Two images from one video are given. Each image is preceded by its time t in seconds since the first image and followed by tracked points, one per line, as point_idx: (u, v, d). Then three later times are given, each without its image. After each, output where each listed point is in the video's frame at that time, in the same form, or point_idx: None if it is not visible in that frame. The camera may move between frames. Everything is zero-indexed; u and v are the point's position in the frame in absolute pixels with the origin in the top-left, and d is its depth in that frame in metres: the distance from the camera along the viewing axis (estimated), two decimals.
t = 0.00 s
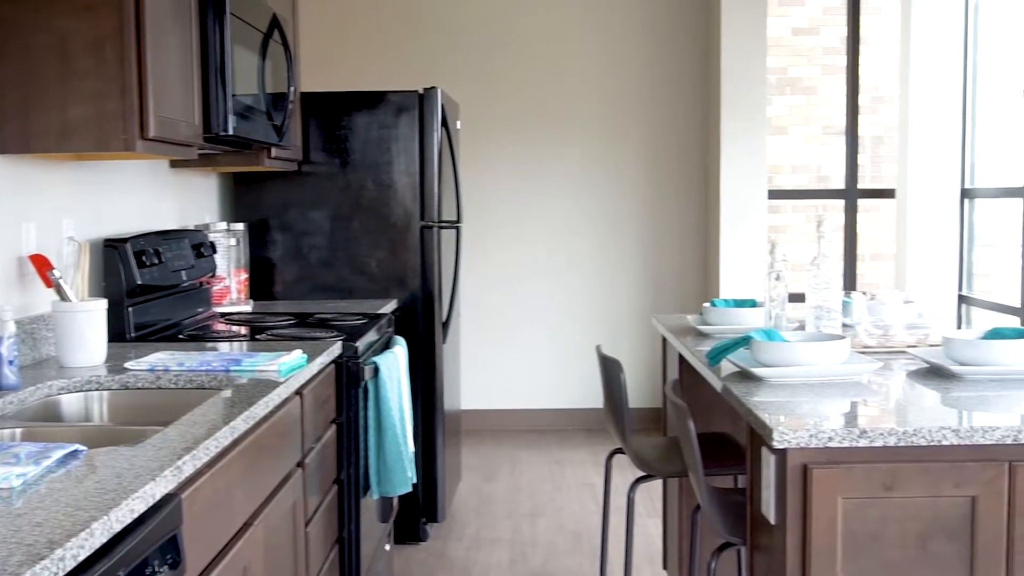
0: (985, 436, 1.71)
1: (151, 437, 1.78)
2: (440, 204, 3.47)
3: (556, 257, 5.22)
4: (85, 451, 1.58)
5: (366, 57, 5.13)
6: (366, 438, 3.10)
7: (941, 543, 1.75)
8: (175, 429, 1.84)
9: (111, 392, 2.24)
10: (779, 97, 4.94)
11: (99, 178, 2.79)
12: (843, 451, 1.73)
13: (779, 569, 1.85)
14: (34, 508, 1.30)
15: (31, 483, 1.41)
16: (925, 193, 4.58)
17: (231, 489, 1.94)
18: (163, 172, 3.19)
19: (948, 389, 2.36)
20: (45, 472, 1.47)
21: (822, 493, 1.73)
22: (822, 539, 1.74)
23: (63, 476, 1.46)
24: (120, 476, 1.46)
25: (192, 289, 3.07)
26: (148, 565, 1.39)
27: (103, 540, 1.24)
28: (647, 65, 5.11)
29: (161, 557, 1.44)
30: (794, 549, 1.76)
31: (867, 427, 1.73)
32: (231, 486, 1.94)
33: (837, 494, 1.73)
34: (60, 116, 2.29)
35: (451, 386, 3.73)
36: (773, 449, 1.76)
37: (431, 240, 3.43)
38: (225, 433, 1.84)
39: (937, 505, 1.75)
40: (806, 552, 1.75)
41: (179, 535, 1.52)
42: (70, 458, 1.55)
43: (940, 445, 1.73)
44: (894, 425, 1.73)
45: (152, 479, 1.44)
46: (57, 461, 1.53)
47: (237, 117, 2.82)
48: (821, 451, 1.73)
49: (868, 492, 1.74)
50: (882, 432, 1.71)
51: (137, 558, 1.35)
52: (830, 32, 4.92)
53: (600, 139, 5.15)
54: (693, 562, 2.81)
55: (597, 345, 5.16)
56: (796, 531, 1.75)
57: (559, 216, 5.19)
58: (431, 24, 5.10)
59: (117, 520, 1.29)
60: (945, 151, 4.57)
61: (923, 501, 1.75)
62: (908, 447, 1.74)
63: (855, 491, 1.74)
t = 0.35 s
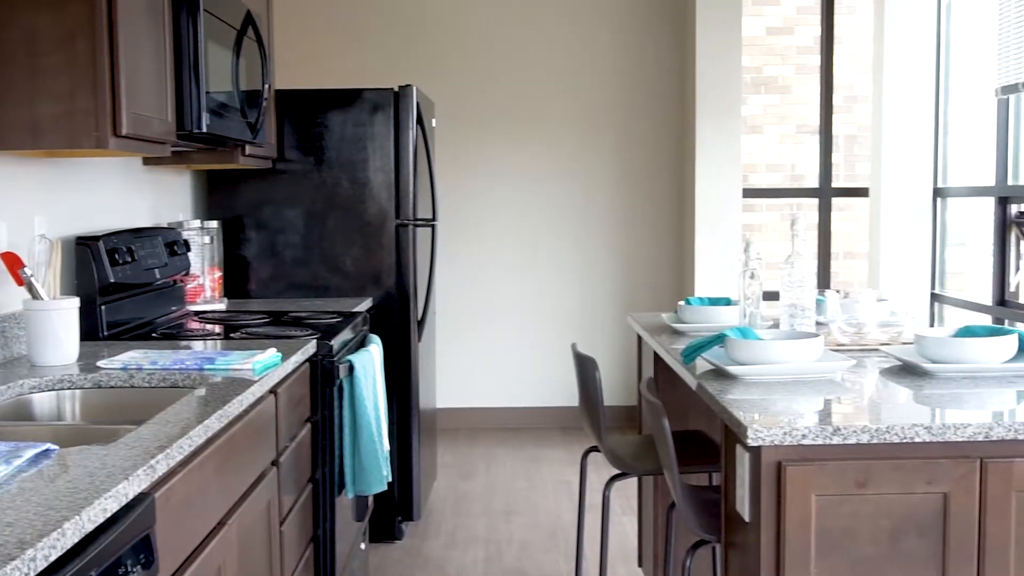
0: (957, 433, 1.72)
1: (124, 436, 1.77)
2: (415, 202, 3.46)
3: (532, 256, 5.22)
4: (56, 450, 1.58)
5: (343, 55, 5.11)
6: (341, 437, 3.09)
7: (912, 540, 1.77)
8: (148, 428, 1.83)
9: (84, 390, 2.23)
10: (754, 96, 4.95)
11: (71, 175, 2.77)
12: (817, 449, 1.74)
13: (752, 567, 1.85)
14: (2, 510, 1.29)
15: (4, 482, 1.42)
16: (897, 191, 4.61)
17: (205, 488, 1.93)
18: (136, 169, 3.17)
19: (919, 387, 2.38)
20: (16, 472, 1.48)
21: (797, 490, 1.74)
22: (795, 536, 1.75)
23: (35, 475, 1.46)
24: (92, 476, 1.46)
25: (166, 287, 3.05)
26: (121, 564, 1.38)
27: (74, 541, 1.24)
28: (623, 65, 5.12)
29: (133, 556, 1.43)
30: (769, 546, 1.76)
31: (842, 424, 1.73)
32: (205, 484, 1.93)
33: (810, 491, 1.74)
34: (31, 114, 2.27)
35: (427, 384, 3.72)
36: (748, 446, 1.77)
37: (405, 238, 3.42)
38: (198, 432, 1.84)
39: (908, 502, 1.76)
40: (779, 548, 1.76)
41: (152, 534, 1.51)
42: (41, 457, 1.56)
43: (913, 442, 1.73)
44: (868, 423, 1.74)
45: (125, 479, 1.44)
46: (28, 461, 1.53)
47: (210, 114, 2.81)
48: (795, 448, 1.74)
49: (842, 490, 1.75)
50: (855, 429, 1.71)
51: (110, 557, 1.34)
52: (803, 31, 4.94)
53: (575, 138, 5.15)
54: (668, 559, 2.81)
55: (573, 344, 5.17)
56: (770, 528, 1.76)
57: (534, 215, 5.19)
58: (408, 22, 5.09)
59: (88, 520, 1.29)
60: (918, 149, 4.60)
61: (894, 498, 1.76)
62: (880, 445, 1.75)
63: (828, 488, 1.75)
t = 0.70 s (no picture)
0: (925, 430, 1.74)
1: (92, 435, 1.76)
2: (386, 200, 3.45)
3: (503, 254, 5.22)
4: (23, 450, 1.59)
5: (316, 53, 5.08)
6: (312, 435, 3.07)
7: (881, 536, 1.78)
8: (117, 427, 1.82)
9: (51, 390, 2.21)
10: (725, 95, 4.98)
11: (38, 173, 2.74)
12: (786, 446, 1.75)
13: (722, 563, 1.85)
14: None
15: None
16: (866, 189, 4.64)
17: (174, 487, 1.92)
18: (104, 167, 3.14)
19: (888, 383, 2.39)
20: None
21: (767, 487, 1.74)
22: (765, 532, 1.75)
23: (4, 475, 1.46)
24: (60, 475, 1.45)
25: (135, 286, 3.02)
26: (90, 564, 1.38)
27: (41, 541, 1.23)
28: (594, 66, 5.13)
29: (101, 557, 1.42)
30: (739, 541, 1.77)
31: (811, 421, 1.74)
32: (174, 484, 1.92)
33: (780, 487, 1.74)
34: None
35: (398, 383, 3.72)
36: (717, 444, 1.77)
37: (377, 236, 3.42)
38: (167, 431, 1.83)
39: (877, 498, 1.77)
40: (750, 544, 1.76)
41: (120, 534, 1.51)
42: (8, 457, 1.56)
43: (880, 438, 1.75)
44: (836, 419, 1.75)
45: (93, 478, 1.44)
46: None
47: (180, 112, 2.79)
48: (764, 445, 1.74)
49: (810, 486, 1.76)
50: (824, 426, 1.72)
51: (79, 557, 1.34)
52: (774, 31, 4.97)
53: (545, 138, 5.15)
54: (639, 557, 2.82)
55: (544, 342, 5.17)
56: (740, 525, 1.76)
57: (506, 215, 5.19)
58: (382, 21, 5.07)
59: (56, 520, 1.28)
60: (886, 147, 4.63)
61: (863, 493, 1.77)
62: (849, 442, 1.76)
63: (798, 485, 1.75)
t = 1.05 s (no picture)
0: (895, 425, 1.75)
1: (63, 437, 1.75)
2: (357, 199, 3.44)
3: (475, 254, 5.22)
4: None
5: (290, 52, 5.05)
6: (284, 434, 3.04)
7: (853, 531, 1.79)
8: (86, 428, 1.81)
9: (20, 391, 2.19)
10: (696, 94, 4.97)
11: (7, 171, 2.71)
12: (758, 442, 1.76)
13: (694, 560, 1.86)
14: None
15: None
16: (836, 187, 4.67)
17: (144, 489, 1.91)
18: (74, 166, 3.12)
19: (859, 380, 2.41)
20: None
21: (739, 483, 1.74)
22: (737, 528, 1.75)
23: None
24: (29, 477, 1.44)
25: (105, 286, 3.00)
26: (59, 566, 1.37)
27: (11, 543, 1.23)
28: (566, 67, 5.13)
29: (71, 559, 1.42)
30: (712, 538, 1.76)
31: (783, 417, 1.76)
32: (145, 485, 1.91)
33: (752, 483, 1.75)
34: None
35: (371, 382, 3.71)
36: (689, 441, 1.77)
37: (348, 235, 3.41)
38: (138, 432, 1.82)
39: (849, 493, 1.78)
40: (722, 539, 1.76)
41: (90, 536, 1.50)
42: None
43: (851, 435, 1.76)
44: (807, 416, 1.76)
45: (62, 480, 1.43)
46: None
47: (149, 111, 2.77)
48: (736, 442, 1.75)
49: (781, 482, 1.76)
50: (796, 423, 1.74)
51: (49, 559, 1.33)
52: (746, 29, 4.97)
53: (517, 138, 5.16)
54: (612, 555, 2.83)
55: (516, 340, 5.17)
56: (712, 521, 1.76)
57: (478, 214, 5.19)
58: (356, 19, 5.05)
59: (26, 522, 1.27)
60: (857, 145, 4.65)
61: (834, 489, 1.77)
62: (820, 438, 1.77)
63: (768, 481, 1.76)
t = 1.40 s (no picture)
0: (857, 420, 1.77)
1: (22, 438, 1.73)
2: (322, 196, 3.43)
3: (441, 253, 5.21)
4: None
5: (257, 49, 5.02)
6: (248, 432, 3.00)
7: (816, 525, 1.79)
8: (47, 428, 1.79)
9: None
10: (661, 91, 4.99)
11: None
12: (723, 437, 1.76)
13: (658, 555, 1.86)
14: None
15: None
16: (799, 184, 4.70)
17: (108, 489, 1.90)
18: (34, 164, 3.09)
19: (822, 375, 2.43)
20: None
21: (704, 477, 1.75)
22: (701, 522, 1.76)
23: None
24: None
25: (66, 284, 2.97)
26: (18, 567, 1.36)
27: None
28: (533, 66, 5.14)
29: (31, 561, 1.41)
30: (676, 532, 1.77)
31: (748, 412, 1.76)
32: (108, 486, 1.90)
33: (717, 478, 1.75)
34: None
35: (337, 379, 3.70)
36: (654, 437, 1.78)
37: (313, 232, 3.39)
38: (100, 432, 1.81)
39: (812, 487, 1.79)
40: (688, 534, 1.76)
41: (50, 537, 1.49)
42: None
43: (814, 429, 1.77)
44: (772, 411, 1.77)
45: (22, 481, 1.42)
46: None
47: (111, 108, 2.74)
48: (701, 437, 1.76)
49: (745, 477, 1.77)
50: (759, 418, 1.75)
51: (9, 560, 1.32)
52: (710, 26, 5.00)
53: (483, 138, 5.15)
54: (579, 551, 2.83)
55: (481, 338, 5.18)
56: (677, 516, 1.77)
57: (443, 212, 5.18)
58: (324, 15, 5.02)
59: None
60: (821, 142, 4.69)
61: (796, 483, 1.78)
62: (785, 433, 1.78)
63: (732, 476, 1.76)
